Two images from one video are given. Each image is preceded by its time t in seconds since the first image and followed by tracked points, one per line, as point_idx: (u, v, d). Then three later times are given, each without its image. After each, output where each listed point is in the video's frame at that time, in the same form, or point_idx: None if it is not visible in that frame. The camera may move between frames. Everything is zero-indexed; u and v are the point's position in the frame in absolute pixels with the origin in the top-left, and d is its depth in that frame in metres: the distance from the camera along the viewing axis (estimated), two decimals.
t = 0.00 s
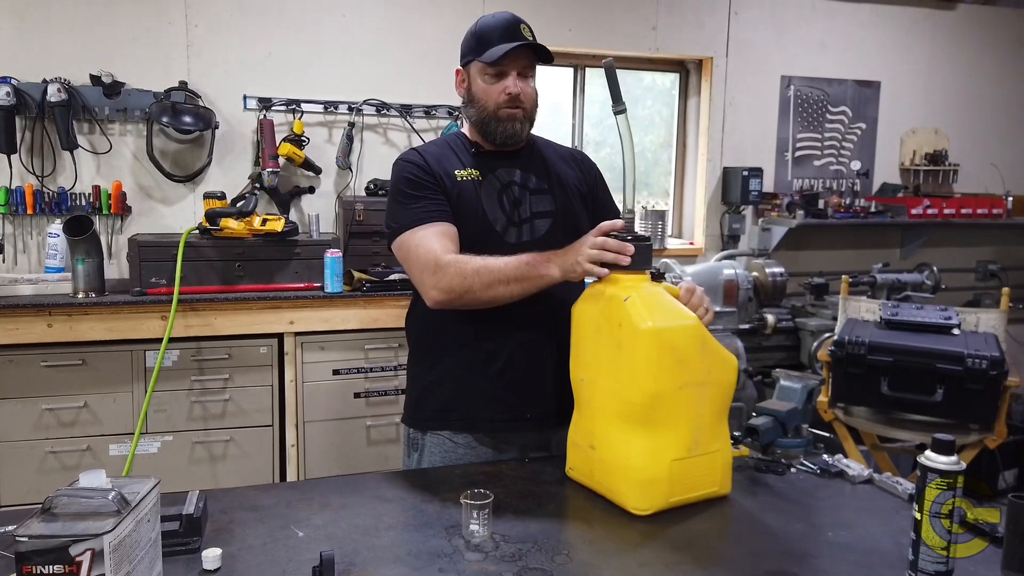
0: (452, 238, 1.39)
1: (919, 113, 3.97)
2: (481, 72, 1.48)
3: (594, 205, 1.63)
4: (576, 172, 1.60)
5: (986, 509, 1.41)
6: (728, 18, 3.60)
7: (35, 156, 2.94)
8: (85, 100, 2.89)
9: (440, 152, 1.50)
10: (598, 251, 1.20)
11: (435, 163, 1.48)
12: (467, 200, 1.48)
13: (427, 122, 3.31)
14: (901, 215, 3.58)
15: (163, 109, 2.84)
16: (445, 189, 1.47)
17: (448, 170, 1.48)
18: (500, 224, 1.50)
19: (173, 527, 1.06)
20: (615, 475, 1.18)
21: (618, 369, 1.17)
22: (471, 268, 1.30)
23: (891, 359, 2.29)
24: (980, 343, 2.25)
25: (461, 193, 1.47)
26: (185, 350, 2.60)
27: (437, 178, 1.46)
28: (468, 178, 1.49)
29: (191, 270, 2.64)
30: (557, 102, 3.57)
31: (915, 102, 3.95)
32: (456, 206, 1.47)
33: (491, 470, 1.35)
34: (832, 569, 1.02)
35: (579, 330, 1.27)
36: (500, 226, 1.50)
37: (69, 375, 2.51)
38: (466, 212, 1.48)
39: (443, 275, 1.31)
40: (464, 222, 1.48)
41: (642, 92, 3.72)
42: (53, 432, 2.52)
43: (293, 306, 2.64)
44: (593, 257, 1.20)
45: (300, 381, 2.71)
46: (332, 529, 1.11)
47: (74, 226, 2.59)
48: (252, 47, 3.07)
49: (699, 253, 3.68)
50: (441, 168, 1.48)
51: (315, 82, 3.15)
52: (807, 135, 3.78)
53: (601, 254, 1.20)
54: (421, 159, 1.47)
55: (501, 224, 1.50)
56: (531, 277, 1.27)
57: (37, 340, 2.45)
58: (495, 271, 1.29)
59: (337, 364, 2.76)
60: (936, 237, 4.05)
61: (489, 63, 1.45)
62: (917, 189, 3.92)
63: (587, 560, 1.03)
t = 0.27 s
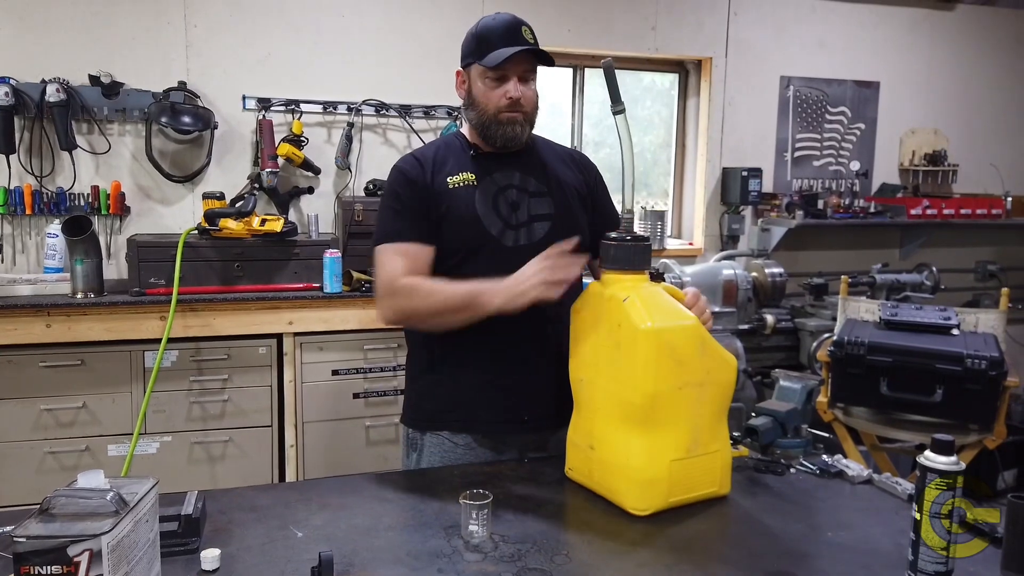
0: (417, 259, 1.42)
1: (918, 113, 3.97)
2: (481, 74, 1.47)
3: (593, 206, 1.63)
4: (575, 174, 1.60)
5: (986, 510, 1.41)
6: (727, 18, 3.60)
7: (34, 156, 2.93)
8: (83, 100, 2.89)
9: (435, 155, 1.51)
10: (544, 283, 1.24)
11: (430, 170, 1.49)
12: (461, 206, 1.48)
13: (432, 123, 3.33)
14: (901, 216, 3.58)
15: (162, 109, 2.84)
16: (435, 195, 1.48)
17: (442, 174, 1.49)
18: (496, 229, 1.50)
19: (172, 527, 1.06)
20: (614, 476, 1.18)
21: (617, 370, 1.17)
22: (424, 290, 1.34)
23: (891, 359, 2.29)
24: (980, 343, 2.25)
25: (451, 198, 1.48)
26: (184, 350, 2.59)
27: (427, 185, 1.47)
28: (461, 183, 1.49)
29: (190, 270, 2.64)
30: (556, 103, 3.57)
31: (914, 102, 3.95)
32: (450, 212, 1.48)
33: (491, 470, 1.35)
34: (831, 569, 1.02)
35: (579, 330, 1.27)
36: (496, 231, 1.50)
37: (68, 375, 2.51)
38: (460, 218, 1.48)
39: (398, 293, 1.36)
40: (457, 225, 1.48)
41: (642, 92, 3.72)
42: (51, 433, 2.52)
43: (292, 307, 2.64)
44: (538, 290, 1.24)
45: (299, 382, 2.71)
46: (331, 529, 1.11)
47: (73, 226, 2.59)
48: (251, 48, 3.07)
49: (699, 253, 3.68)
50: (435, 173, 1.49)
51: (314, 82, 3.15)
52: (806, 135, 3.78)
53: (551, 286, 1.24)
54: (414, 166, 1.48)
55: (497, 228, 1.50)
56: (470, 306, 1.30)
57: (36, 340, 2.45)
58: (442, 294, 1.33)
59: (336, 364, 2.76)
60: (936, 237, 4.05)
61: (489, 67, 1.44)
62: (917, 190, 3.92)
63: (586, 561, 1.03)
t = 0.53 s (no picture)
0: (375, 267, 1.54)
1: (918, 113, 3.97)
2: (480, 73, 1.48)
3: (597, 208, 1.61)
4: (580, 176, 1.58)
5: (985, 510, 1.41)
6: (726, 18, 3.60)
7: (32, 156, 2.93)
8: (82, 100, 2.88)
9: (433, 157, 1.52)
10: (410, 385, 1.31)
11: (424, 175, 1.51)
12: (453, 211, 1.49)
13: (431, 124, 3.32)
14: (900, 216, 3.58)
15: (160, 109, 2.84)
16: (423, 201, 1.51)
17: (437, 177, 1.51)
18: (492, 233, 1.49)
19: (170, 528, 1.05)
20: (613, 476, 1.18)
21: (617, 370, 1.17)
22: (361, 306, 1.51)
23: (890, 359, 2.29)
24: (979, 343, 2.25)
25: (441, 203, 1.50)
26: (182, 351, 2.59)
27: (417, 190, 1.50)
28: (456, 188, 1.50)
29: (188, 270, 2.63)
30: (555, 103, 3.57)
31: (913, 102, 3.96)
32: (442, 216, 1.49)
33: (489, 470, 1.34)
34: (830, 569, 1.02)
35: (578, 330, 1.27)
36: (491, 235, 1.49)
37: (66, 375, 2.50)
38: (453, 222, 1.48)
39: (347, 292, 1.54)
40: (448, 230, 1.49)
41: (641, 92, 3.71)
42: (50, 433, 2.51)
43: (291, 307, 2.64)
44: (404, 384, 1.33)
45: (298, 382, 2.71)
46: (329, 529, 1.11)
47: (71, 226, 2.58)
48: (250, 48, 3.06)
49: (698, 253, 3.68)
50: (429, 177, 1.51)
51: (313, 82, 3.15)
52: (805, 135, 3.78)
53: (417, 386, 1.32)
54: (407, 171, 1.51)
55: (493, 232, 1.49)
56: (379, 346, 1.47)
57: (34, 340, 2.44)
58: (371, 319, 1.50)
59: (335, 364, 2.75)
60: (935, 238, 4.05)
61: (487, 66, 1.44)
62: (916, 189, 3.92)
63: (585, 561, 1.03)
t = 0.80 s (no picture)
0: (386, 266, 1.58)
1: (917, 113, 3.96)
2: (474, 69, 1.50)
3: (599, 208, 1.58)
4: (579, 174, 1.56)
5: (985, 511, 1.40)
6: (726, 18, 3.59)
7: (30, 155, 2.92)
8: (80, 99, 2.87)
9: (429, 156, 1.56)
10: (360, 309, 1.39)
11: (420, 172, 1.55)
12: (442, 208, 1.52)
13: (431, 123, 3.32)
14: (900, 216, 3.57)
15: (158, 108, 2.83)
16: (414, 199, 1.55)
17: (430, 175, 1.54)
18: (477, 229, 1.50)
19: (168, 528, 1.05)
20: (612, 476, 1.18)
21: (616, 370, 1.16)
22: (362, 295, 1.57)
23: (889, 359, 2.28)
24: (979, 343, 2.25)
25: (430, 201, 1.53)
26: (180, 350, 2.59)
27: (411, 188, 1.56)
28: (448, 184, 1.53)
29: (187, 270, 2.62)
30: (554, 102, 3.56)
31: (913, 102, 3.95)
32: (432, 212, 1.52)
33: (488, 470, 1.34)
34: (831, 569, 1.01)
35: (578, 330, 1.26)
36: (476, 231, 1.50)
37: (64, 375, 2.50)
38: (440, 219, 1.51)
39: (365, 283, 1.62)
40: (434, 227, 1.51)
41: (640, 92, 3.71)
42: (47, 433, 2.51)
43: (289, 307, 2.63)
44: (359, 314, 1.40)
45: (297, 382, 2.70)
46: (328, 530, 1.10)
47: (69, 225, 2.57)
48: (249, 47, 3.06)
49: (698, 253, 3.67)
50: (423, 175, 1.55)
51: (312, 82, 3.14)
52: (805, 135, 3.77)
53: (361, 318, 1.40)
54: (407, 169, 1.56)
55: (477, 229, 1.50)
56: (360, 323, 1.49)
57: (32, 340, 2.44)
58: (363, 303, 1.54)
59: (334, 364, 2.75)
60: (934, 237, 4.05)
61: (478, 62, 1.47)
62: (916, 189, 3.92)
63: (584, 562, 1.02)
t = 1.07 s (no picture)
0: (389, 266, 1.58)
1: (916, 113, 3.97)
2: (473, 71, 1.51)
3: (597, 209, 1.58)
4: (577, 175, 1.56)
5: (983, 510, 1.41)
6: (725, 18, 3.60)
7: (29, 155, 2.93)
8: (79, 99, 2.87)
9: (430, 157, 1.58)
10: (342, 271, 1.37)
11: (421, 173, 1.56)
12: (440, 208, 1.52)
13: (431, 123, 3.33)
14: (898, 216, 3.58)
15: (158, 108, 2.83)
16: (414, 199, 1.56)
17: (430, 176, 1.55)
18: (474, 230, 1.51)
19: (167, 528, 1.05)
20: (610, 475, 1.18)
21: (615, 369, 1.17)
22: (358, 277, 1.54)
23: (888, 359, 2.29)
24: (977, 343, 2.25)
25: (429, 200, 1.54)
26: (180, 350, 2.59)
27: (411, 189, 1.56)
28: (447, 186, 1.53)
29: (186, 270, 2.63)
30: (553, 102, 3.57)
31: (911, 102, 3.96)
32: (431, 213, 1.53)
33: (487, 470, 1.34)
34: (828, 569, 1.02)
35: (577, 330, 1.26)
36: (473, 231, 1.50)
37: (64, 375, 2.50)
38: (439, 220, 1.52)
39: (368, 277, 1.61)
40: (432, 226, 1.52)
41: (639, 92, 3.71)
42: (47, 433, 2.51)
43: (289, 307, 2.63)
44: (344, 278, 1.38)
45: (296, 382, 2.70)
46: (327, 529, 1.11)
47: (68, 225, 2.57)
48: (248, 48, 3.06)
49: (696, 253, 3.68)
50: (423, 175, 1.56)
51: (311, 82, 3.14)
52: (804, 135, 3.78)
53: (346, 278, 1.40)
54: (408, 170, 1.57)
55: (475, 229, 1.51)
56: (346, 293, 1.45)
57: (32, 340, 2.44)
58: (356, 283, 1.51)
59: (333, 364, 2.75)
60: (933, 238, 4.06)
61: (478, 63, 1.47)
62: (915, 189, 3.92)
63: (582, 561, 1.03)
